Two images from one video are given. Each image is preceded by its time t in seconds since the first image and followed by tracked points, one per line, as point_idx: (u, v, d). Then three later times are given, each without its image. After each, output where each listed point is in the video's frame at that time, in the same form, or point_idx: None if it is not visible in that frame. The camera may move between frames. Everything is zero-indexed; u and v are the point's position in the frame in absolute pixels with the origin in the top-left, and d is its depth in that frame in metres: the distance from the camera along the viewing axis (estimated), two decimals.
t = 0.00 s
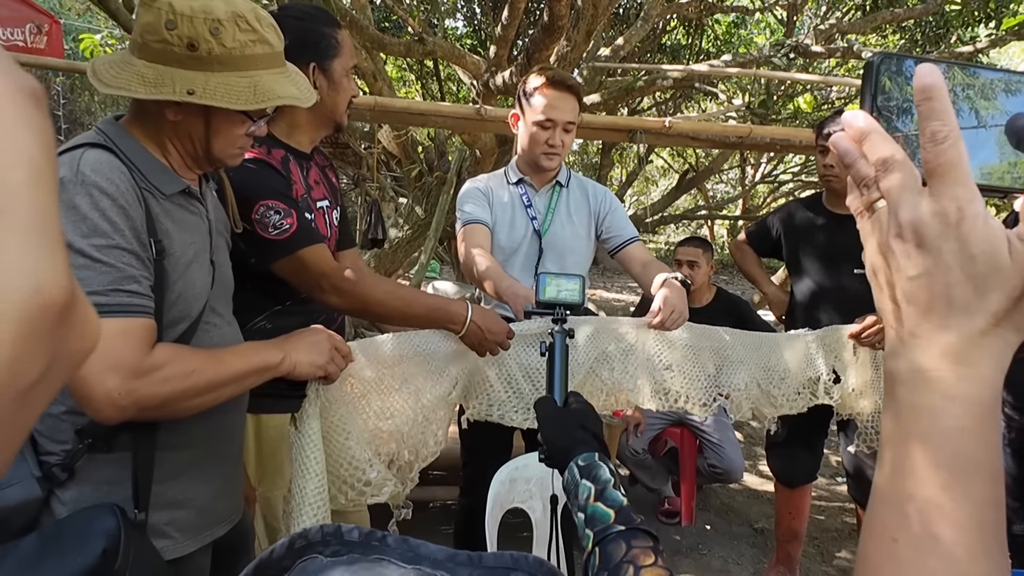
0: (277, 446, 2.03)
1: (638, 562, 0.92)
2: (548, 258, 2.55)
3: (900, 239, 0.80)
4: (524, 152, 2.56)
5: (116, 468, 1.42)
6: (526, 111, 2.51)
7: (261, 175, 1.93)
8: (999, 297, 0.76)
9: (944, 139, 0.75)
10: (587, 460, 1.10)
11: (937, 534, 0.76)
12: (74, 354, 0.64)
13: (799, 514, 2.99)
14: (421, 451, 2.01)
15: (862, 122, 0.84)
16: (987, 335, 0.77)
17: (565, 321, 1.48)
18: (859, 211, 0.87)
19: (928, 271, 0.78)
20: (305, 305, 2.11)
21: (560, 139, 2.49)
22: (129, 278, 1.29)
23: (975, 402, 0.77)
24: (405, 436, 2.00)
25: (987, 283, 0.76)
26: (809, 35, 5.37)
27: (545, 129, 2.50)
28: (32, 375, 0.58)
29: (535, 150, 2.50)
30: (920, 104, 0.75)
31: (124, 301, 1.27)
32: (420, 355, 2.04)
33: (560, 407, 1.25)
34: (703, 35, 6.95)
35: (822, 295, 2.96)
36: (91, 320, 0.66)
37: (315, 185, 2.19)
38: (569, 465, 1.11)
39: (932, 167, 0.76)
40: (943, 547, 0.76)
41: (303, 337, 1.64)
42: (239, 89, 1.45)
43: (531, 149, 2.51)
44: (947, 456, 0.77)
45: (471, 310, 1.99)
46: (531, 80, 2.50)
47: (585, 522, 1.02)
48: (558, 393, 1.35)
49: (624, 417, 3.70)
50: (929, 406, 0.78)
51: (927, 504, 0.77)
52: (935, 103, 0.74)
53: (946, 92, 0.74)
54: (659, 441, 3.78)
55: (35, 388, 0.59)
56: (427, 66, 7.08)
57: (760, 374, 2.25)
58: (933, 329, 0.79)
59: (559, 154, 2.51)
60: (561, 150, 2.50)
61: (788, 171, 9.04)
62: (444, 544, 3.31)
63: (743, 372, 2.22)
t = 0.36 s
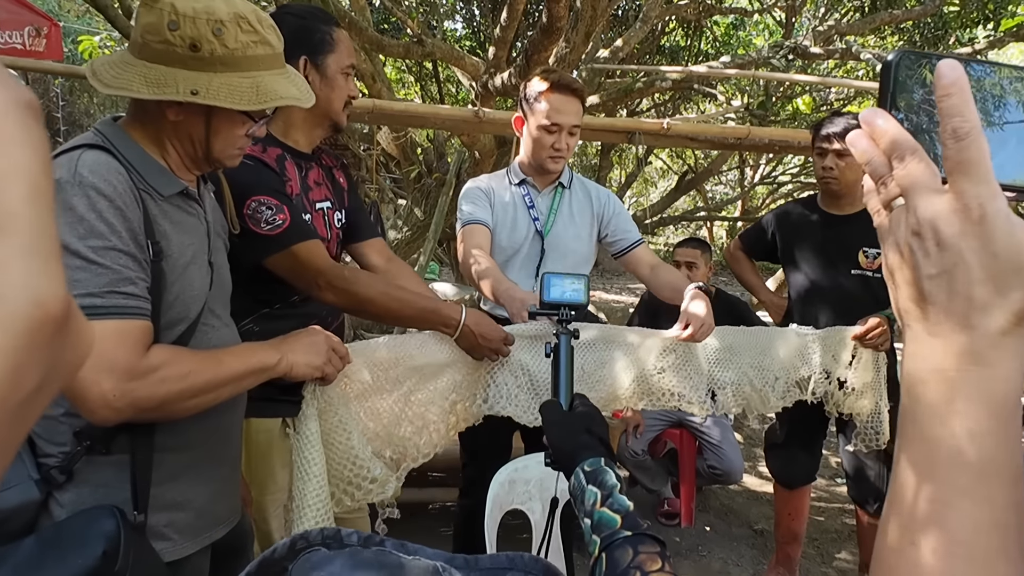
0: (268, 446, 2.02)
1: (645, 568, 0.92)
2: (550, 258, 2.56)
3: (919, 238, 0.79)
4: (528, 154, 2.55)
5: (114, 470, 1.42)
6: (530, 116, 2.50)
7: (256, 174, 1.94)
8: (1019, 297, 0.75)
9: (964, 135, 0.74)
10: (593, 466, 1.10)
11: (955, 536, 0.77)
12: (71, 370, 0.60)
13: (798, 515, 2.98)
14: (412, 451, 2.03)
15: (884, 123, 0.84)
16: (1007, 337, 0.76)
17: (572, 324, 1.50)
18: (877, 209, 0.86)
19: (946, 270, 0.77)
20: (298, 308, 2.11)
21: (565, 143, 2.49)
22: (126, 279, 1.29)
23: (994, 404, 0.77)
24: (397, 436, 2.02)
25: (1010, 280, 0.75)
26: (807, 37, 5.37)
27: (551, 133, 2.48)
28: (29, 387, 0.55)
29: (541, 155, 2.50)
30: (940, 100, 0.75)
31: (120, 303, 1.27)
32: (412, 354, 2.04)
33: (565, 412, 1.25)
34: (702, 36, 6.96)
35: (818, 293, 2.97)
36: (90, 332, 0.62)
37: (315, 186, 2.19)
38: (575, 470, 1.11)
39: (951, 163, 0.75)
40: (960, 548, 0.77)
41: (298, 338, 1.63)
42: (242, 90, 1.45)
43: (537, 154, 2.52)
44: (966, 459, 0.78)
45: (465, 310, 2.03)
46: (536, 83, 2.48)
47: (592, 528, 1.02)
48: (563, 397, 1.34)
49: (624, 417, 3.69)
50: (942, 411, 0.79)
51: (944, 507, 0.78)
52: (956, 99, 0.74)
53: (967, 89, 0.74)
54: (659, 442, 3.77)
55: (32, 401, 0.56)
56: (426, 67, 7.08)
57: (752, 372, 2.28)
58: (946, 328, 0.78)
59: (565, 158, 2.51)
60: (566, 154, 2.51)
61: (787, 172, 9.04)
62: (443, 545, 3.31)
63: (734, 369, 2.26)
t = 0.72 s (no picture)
0: (272, 449, 2.01)
1: None
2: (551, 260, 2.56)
3: (929, 224, 0.76)
4: (529, 156, 2.54)
5: (111, 473, 1.41)
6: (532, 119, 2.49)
7: (257, 174, 1.94)
8: None
9: (976, 120, 0.74)
10: (592, 474, 1.08)
11: (970, 526, 0.71)
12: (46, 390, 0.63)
13: (797, 517, 2.97)
14: (430, 457, 1.95)
15: (895, 111, 0.84)
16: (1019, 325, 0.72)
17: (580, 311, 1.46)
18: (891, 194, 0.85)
19: (955, 257, 0.74)
20: (300, 310, 2.09)
21: (568, 145, 2.48)
22: (122, 281, 1.28)
23: (1007, 383, 0.72)
24: (412, 442, 1.96)
25: None
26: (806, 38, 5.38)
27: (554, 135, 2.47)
28: (11, 403, 0.59)
29: (545, 158, 2.49)
30: (952, 86, 0.75)
31: (115, 305, 1.26)
32: (437, 355, 2.00)
33: (569, 413, 1.25)
34: (701, 38, 6.96)
35: (814, 292, 2.97)
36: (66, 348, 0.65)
37: (317, 187, 2.20)
38: (575, 479, 1.10)
39: (964, 150, 0.74)
40: (976, 537, 0.71)
41: (299, 340, 1.63)
42: (243, 91, 1.45)
43: (538, 157, 2.51)
44: (979, 443, 0.73)
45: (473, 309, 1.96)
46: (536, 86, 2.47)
47: (594, 538, 1.02)
48: (567, 394, 1.33)
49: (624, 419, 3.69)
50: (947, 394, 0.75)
51: (956, 496, 0.72)
52: (971, 83, 0.74)
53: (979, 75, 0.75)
54: (658, 444, 3.76)
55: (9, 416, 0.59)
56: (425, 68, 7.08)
57: (750, 369, 2.28)
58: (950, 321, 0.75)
59: (568, 160, 2.50)
60: (569, 156, 2.50)
61: (786, 173, 9.04)
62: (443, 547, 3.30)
63: (727, 365, 2.27)
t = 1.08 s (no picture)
0: (272, 451, 2.00)
1: None
2: (552, 261, 2.55)
3: (941, 227, 0.76)
4: (530, 158, 2.54)
5: (110, 476, 1.41)
6: (534, 121, 2.48)
7: (254, 176, 1.94)
8: None
9: (988, 121, 0.74)
10: (594, 482, 1.08)
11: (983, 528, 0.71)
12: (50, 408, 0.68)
13: (797, 519, 2.97)
14: (436, 481, 1.93)
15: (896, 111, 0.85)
16: None
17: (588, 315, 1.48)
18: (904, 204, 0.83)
19: (969, 258, 0.74)
20: (301, 313, 2.09)
21: (570, 148, 2.49)
22: (113, 284, 1.28)
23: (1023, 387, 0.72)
24: (423, 454, 1.95)
25: None
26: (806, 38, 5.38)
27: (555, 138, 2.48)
28: (20, 448, 0.53)
29: (547, 160, 2.49)
30: (964, 89, 0.76)
31: (105, 307, 1.26)
32: (449, 370, 2.04)
33: (573, 419, 1.23)
34: (700, 39, 6.96)
35: (812, 294, 2.97)
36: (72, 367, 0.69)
37: (318, 188, 2.20)
38: (578, 485, 1.10)
39: (978, 151, 0.74)
40: (991, 541, 0.70)
41: (303, 352, 1.62)
42: (239, 91, 1.45)
43: (541, 159, 2.50)
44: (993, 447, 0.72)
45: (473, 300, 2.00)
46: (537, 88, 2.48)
47: (595, 545, 1.04)
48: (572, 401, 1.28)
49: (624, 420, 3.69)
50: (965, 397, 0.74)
51: (967, 499, 0.72)
52: (981, 86, 0.75)
53: (990, 78, 0.75)
54: (658, 445, 3.76)
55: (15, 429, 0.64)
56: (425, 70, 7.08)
57: (755, 371, 2.30)
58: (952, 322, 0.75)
59: (569, 162, 2.51)
60: (571, 158, 2.51)
61: (785, 174, 9.04)
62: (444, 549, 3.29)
63: (729, 365, 2.28)
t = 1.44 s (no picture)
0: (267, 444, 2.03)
1: None
2: (552, 261, 2.55)
3: (953, 229, 0.74)
4: (529, 159, 2.55)
5: (107, 477, 1.41)
6: (531, 122, 2.49)
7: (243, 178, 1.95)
8: None
9: (1001, 125, 0.75)
10: (597, 484, 1.08)
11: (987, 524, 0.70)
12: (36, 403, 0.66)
13: (796, 519, 2.96)
14: (442, 481, 1.96)
15: (915, 115, 0.83)
16: None
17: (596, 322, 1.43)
18: (914, 208, 0.82)
19: (979, 259, 0.71)
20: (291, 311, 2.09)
21: (567, 149, 2.49)
22: (109, 285, 1.28)
23: None
24: (424, 457, 1.95)
25: None
26: (805, 39, 5.38)
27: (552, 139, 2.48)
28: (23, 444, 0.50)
29: (543, 160, 2.49)
30: (977, 91, 0.77)
31: (101, 309, 1.25)
32: (454, 378, 2.05)
33: (579, 422, 1.22)
34: (700, 40, 6.96)
35: (814, 296, 2.96)
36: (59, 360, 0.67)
37: (320, 189, 2.24)
38: (580, 488, 1.10)
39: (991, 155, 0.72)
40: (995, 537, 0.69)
41: (299, 359, 1.59)
42: (232, 91, 1.44)
43: (538, 159, 2.51)
44: (1001, 446, 0.70)
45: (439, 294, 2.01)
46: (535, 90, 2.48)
47: (595, 547, 1.03)
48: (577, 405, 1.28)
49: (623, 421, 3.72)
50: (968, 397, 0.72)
51: (969, 496, 0.71)
52: (994, 88, 0.76)
53: (1002, 81, 0.76)
54: (658, 445, 3.76)
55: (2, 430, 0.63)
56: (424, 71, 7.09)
57: (747, 373, 2.34)
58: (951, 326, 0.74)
59: (567, 163, 2.51)
60: (568, 159, 2.51)
61: (785, 175, 9.04)
62: (442, 550, 3.29)
63: (734, 370, 2.31)
